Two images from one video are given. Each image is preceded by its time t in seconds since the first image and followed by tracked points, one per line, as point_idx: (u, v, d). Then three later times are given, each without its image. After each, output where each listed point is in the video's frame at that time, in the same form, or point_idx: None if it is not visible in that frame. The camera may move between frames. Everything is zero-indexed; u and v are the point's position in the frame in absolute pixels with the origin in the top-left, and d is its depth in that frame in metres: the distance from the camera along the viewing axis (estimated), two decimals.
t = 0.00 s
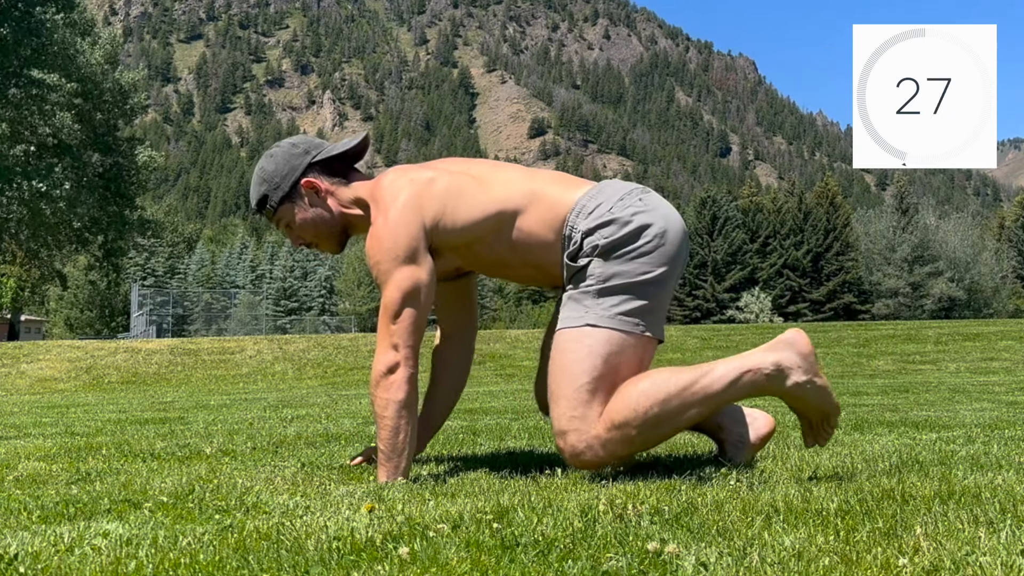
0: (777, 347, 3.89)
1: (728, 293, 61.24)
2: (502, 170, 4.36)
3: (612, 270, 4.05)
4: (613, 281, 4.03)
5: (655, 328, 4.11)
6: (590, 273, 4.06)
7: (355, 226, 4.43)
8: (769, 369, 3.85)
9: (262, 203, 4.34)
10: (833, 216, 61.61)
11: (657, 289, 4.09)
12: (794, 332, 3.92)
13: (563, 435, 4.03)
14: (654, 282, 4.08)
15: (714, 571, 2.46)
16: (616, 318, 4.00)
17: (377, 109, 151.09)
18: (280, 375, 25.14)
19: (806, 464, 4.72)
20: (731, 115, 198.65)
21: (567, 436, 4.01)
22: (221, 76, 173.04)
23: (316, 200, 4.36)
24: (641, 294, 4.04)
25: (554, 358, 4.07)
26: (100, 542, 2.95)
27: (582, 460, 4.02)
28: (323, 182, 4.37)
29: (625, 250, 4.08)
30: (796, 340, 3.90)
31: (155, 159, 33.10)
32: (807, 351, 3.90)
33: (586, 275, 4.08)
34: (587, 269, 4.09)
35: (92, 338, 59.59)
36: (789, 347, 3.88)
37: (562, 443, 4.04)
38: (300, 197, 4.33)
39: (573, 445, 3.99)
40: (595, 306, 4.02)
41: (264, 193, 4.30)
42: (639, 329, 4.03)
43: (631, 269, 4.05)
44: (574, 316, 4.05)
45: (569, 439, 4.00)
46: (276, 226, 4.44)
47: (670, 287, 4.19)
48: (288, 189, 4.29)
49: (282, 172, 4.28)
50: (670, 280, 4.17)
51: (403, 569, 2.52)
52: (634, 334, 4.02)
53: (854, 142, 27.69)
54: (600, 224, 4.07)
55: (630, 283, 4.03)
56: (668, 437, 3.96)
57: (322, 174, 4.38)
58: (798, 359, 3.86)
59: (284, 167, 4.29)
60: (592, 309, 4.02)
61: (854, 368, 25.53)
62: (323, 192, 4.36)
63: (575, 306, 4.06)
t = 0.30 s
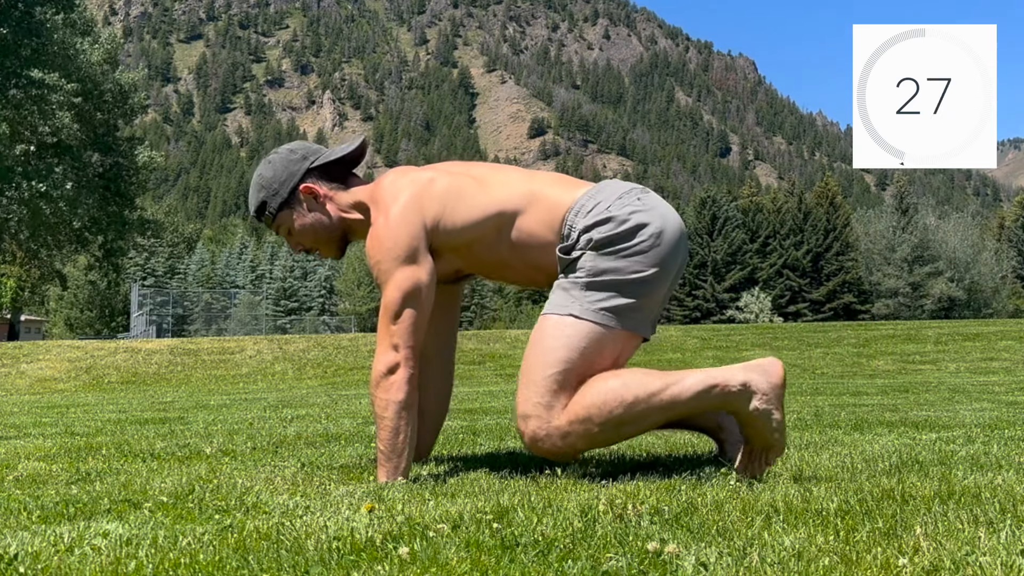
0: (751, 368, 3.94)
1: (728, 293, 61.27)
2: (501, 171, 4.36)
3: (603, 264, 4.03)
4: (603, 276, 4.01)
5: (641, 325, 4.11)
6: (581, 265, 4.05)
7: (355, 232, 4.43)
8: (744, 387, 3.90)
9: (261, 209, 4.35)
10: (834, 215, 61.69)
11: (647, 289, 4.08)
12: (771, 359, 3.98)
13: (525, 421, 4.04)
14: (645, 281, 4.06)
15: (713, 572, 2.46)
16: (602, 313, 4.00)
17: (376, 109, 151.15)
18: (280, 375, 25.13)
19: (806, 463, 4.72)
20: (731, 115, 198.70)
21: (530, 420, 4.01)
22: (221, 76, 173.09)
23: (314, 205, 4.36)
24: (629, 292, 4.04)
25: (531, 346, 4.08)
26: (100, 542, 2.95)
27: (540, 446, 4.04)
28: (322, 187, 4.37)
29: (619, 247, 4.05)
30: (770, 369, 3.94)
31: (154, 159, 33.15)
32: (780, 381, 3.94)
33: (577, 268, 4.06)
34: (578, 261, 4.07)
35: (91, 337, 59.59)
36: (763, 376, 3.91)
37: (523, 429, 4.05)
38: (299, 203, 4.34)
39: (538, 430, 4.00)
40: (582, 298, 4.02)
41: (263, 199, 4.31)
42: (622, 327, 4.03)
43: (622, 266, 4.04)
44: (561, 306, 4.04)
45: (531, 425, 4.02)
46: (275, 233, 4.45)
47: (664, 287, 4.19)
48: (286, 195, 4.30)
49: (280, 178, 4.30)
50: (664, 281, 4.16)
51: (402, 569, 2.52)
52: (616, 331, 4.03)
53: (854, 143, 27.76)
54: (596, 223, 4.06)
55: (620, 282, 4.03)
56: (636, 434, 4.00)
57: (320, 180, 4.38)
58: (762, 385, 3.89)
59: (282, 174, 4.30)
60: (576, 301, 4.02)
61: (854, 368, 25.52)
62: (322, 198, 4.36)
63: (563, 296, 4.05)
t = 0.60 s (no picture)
0: (740, 405, 4.08)
1: (728, 293, 61.24)
2: (501, 176, 4.36)
3: (600, 265, 4.01)
4: (601, 275, 4.00)
5: (636, 328, 4.12)
6: (579, 264, 4.03)
7: (353, 237, 4.41)
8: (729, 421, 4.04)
9: (258, 216, 4.34)
10: (833, 215, 61.50)
11: (643, 292, 4.09)
12: (760, 401, 4.11)
13: (510, 414, 4.04)
14: (642, 284, 4.06)
15: (713, 572, 2.46)
16: (596, 314, 4.00)
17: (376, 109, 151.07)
18: (280, 375, 25.11)
19: (805, 464, 4.73)
20: (731, 115, 198.76)
21: (515, 413, 4.00)
22: (221, 76, 173.04)
23: (313, 210, 4.35)
24: (625, 294, 4.04)
25: (523, 341, 4.07)
26: (100, 542, 2.95)
27: (524, 441, 4.03)
28: (320, 194, 4.38)
29: (616, 249, 4.04)
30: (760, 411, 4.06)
31: (155, 159, 33.21)
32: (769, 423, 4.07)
33: (575, 266, 4.05)
34: (577, 260, 4.05)
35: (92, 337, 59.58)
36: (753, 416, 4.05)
37: (506, 424, 4.05)
38: (296, 209, 4.33)
39: (523, 424, 3.99)
40: (577, 297, 4.00)
41: (260, 207, 4.29)
42: (616, 328, 4.04)
43: (620, 269, 4.03)
44: (558, 303, 4.02)
45: (517, 416, 4.00)
46: (274, 240, 4.44)
47: (660, 294, 4.19)
48: (284, 202, 4.29)
49: (278, 184, 4.29)
50: (660, 287, 4.17)
51: (403, 569, 2.52)
52: (612, 333, 4.02)
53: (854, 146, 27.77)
54: (595, 226, 4.06)
55: (617, 284, 4.01)
56: (625, 442, 4.01)
57: (318, 186, 4.39)
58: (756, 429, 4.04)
59: (279, 180, 4.30)
60: (572, 298, 4.00)
61: (854, 368, 25.53)
62: (320, 203, 4.36)
63: (559, 294, 4.03)
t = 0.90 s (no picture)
0: (755, 415, 4.05)
1: (728, 293, 61.19)
2: (501, 184, 4.37)
3: (607, 272, 4.03)
4: (607, 283, 4.01)
5: (639, 335, 4.12)
6: (584, 271, 4.04)
7: (351, 240, 4.40)
8: (742, 430, 4.02)
9: (256, 219, 4.33)
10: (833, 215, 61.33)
11: (646, 299, 4.10)
12: (773, 414, 4.08)
13: (517, 421, 4.00)
14: (644, 291, 4.08)
15: (714, 573, 2.46)
16: (606, 321, 4.00)
17: (377, 109, 151.13)
18: (280, 375, 25.12)
19: (806, 464, 4.72)
20: (731, 114, 198.76)
21: (531, 421, 3.94)
22: (221, 76, 173.17)
23: (309, 214, 4.34)
24: (630, 301, 4.05)
25: (531, 349, 4.04)
26: (100, 541, 2.95)
27: (540, 450, 3.97)
28: (317, 197, 4.37)
29: (621, 256, 4.06)
30: (771, 421, 4.03)
31: (155, 159, 33.28)
32: (780, 437, 4.03)
33: (581, 273, 4.05)
34: (583, 268, 4.06)
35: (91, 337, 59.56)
36: (764, 426, 4.03)
37: (519, 434, 3.99)
38: (292, 213, 4.32)
39: (539, 433, 3.94)
40: (586, 304, 4.00)
41: (257, 209, 4.28)
42: (622, 333, 4.04)
43: (625, 275, 4.04)
44: (566, 311, 4.01)
45: (533, 426, 3.94)
46: (270, 244, 4.43)
47: (661, 300, 4.21)
48: (280, 205, 4.28)
49: (274, 188, 4.27)
50: (661, 294, 4.18)
51: (403, 569, 2.52)
52: (616, 338, 4.02)
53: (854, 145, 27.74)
54: (599, 233, 4.08)
55: (623, 290, 4.02)
56: (633, 449, 3.98)
57: (315, 190, 4.38)
58: (767, 444, 4.02)
59: (276, 183, 4.29)
60: (582, 307, 4.00)
61: (854, 368, 25.51)
62: (317, 206, 4.35)
63: (566, 301, 4.02)
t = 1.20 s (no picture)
0: (765, 418, 4.05)
1: (728, 292, 61.14)
2: (505, 183, 4.39)
3: (616, 269, 4.04)
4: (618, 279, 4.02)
5: (646, 330, 4.12)
6: (595, 267, 4.04)
7: (353, 239, 4.39)
8: (751, 433, 4.03)
9: (257, 221, 4.32)
10: (833, 215, 61.70)
11: (654, 297, 4.12)
12: (783, 418, 4.07)
13: (526, 419, 3.99)
14: (654, 288, 4.09)
15: (714, 572, 2.46)
16: (617, 316, 4.01)
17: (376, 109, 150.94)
18: (280, 374, 25.11)
19: (805, 464, 4.73)
20: (731, 115, 198.96)
21: (542, 413, 3.92)
22: (222, 76, 173.03)
23: (310, 213, 4.34)
24: (639, 297, 4.06)
25: (540, 342, 4.03)
26: (100, 542, 2.95)
27: (549, 444, 3.94)
28: (319, 197, 4.37)
29: (631, 252, 4.07)
30: (781, 427, 4.02)
31: (155, 159, 33.31)
32: (788, 442, 4.03)
33: (591, 269, 4.06)
34: (593, 263, 4.06)
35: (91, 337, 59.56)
36: (774, 431, 4.02)
37: (529, 427, 3.96)
38: (294, 213, 4.32)
39: (549, 426, 3.91)
40: (597, 299, 4.00)
41: (259, 211, 4.28)
42: (632, 330, 4.05)
43: (635, 271, 4.06)
44: (575, 305, 4.01)
45: (543, 419, 3.92)
46: (272, 244, 4.42)
47: (667, 296, 4.22)
48: (282, 207, 4.28)
49: (276, 189, 4.28)
50: (666, 292, 4.20)
51: (403, 569, 2.52)
52: (627, 336, 4.03)
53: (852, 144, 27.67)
54: (609, 229, 4.09)
55: (632, 285, 4.04)
56: (642, 449, 3.97)
57: (316, 190, 4.38)
58: (774, 448, 4.01)
59: (277, 185, 4.29)
60: (593, 302, 4.00)
61: (854, 368, 25.51)
62: (319, 206, 4.36)
63: (576, 295, 4.03)
